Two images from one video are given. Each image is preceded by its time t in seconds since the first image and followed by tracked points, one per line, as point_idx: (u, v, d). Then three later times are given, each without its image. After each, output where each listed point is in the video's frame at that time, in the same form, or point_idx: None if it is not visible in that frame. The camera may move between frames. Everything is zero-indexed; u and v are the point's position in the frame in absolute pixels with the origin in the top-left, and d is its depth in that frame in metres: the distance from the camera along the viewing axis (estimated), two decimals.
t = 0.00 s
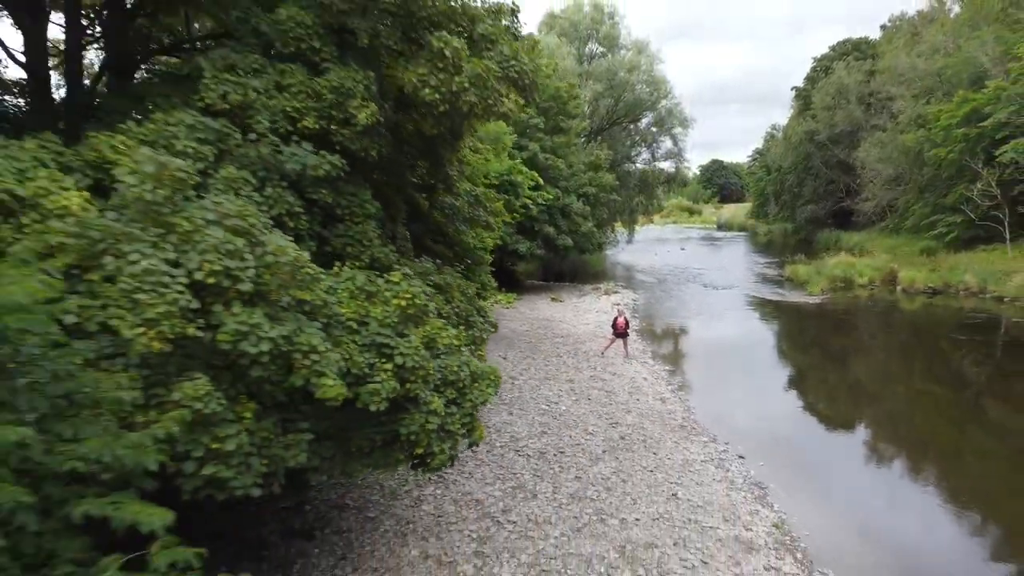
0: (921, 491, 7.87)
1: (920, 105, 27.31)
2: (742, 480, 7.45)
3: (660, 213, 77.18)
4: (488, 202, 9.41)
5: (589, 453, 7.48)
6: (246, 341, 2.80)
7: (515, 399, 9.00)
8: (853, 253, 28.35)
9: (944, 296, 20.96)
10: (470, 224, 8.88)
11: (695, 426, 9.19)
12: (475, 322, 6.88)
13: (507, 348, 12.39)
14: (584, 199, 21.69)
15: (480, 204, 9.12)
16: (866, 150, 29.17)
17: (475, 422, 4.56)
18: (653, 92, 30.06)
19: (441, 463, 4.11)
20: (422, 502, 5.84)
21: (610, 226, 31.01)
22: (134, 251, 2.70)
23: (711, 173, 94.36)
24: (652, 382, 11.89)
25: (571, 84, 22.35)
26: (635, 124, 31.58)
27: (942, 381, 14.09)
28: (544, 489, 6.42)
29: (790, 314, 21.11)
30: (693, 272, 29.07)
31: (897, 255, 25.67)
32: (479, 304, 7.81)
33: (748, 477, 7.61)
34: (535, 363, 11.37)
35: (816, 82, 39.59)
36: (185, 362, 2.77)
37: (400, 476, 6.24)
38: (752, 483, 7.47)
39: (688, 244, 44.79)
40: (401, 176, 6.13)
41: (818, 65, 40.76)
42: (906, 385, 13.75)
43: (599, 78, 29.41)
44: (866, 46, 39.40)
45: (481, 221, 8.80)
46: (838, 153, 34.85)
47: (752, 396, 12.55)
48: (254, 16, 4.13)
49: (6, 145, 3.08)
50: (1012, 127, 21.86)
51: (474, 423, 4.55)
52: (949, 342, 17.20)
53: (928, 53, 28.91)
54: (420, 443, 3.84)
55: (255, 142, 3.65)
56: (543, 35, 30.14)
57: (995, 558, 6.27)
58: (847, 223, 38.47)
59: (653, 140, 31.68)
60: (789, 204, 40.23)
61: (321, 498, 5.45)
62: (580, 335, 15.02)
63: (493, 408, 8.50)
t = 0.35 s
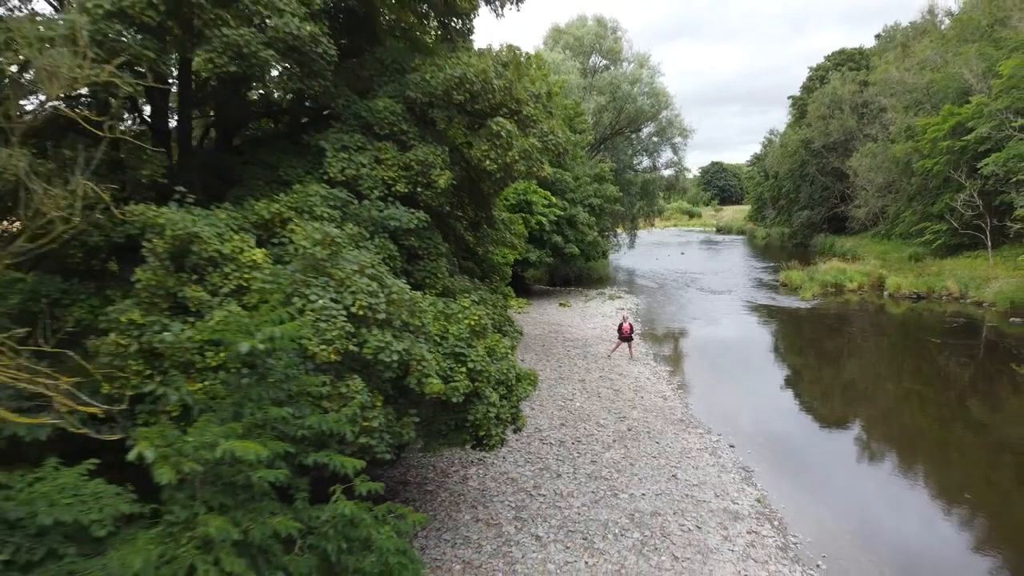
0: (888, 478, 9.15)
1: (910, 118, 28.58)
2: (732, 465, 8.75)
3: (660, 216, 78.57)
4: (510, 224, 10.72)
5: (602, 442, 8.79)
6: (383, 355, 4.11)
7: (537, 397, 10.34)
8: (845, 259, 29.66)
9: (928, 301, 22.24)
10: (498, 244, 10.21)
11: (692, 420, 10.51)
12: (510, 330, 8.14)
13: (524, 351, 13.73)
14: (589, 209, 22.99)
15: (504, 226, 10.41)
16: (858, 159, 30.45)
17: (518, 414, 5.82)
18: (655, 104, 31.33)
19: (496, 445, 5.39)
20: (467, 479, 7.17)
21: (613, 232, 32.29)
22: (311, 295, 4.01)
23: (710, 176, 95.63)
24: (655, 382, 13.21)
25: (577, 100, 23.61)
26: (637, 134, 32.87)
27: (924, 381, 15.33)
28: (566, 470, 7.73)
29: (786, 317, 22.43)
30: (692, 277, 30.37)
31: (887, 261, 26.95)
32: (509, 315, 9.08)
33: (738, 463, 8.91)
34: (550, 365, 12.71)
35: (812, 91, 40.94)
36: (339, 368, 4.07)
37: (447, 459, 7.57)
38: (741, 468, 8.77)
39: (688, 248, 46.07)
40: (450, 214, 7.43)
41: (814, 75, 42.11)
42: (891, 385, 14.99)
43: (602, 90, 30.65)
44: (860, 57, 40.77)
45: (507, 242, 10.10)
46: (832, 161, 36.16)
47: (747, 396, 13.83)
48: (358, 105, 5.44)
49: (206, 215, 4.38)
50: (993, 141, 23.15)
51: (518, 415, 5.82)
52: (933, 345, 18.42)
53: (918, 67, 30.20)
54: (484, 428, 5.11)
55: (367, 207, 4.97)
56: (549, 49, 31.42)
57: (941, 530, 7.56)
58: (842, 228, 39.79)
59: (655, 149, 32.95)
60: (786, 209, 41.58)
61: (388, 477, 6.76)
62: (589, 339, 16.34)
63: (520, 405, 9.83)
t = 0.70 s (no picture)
0: (860, 468, 10.52)
1: (899, 130, 29.91)
2: (724, 454, 10.12)
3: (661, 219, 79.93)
4: (529, 242, 12.04)
5: (611, 434, 10.14)
6: (455, 363, 5.46)
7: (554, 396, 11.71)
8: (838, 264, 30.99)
9: (914, 306, 23.60)
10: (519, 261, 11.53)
11: (691, 416, 11.87)
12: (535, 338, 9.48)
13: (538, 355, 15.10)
14: (594, 219, 24.30)
15: (524, 244, 11.74)
16: (851, 169, 31.76)
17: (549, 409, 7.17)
18: (656, 115, 32.61)
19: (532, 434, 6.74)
20: (500, 465, 8.52)
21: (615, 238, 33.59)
22: (403, 319, 5.38)
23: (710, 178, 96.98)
24: (657, 382, 14.56)
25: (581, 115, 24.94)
26: (638, 144, 34.18)
27: (905, 381, 16.70)
28: (581, 457, 9.09)
29: (782, 321, 23.76)
30: (692, 281, 31.69)
31: (877, 266, 28.26)
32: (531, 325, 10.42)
33: (731, 453, 10.27)
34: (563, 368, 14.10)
35: (808, 100, 42.31)
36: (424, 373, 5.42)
37: (481, 448, 8.93)
38: (733, 457, 10.13)
39: (687, 252, 47.36)
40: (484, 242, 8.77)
41: (810, 85, 43.47)
42: (876, 385, 16.36)
43: (605, 103, 31.96)
44: (854, 68, 42.15)
45: (526, 259, 11.41)
46: (827, 169, 37.48)
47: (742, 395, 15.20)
48: (422, 161, 6.78)
49: (316, 256, 5.73)
50: (976, 154, 24.46)
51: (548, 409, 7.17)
52: (915, 347, 19.77)
53: (908, 81, 31.52)
54: (524, 421, 6.45)
55: (433, 246, 6.32)
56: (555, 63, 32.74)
57: (900, 509, 8.93)
58: (836, 234, 41.13)
59: (656, 158, 34.26)
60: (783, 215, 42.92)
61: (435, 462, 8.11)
62: (595, 343, 17.71)
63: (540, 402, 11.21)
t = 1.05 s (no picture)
0: (841, 462, 11.92)
1: (889, 142, 31.31)
2: (719, 446, 11.53)
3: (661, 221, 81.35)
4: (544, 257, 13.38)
5: (619, 428, 11.56)
6: (501, 367, 6.84)
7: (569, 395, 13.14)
8: (832, 270, 32.37)
9: (901, 311, 24.99)
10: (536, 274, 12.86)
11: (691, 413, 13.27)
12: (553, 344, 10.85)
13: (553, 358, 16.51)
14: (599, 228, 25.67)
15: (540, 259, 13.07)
16: (844, 178, 33.11)
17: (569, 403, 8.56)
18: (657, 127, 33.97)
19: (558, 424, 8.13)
20: (525, 453, 9.93)
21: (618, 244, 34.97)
22: (460, 334, 6.75)
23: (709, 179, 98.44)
24: (659, 383, 15.97)
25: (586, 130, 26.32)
26: (640, 154, 35.56)
27: (888, 381, 18.14)
28: (594, 447, 10.48)
29: (779, 324, 25.14)
30: (691, 286, 33.07)
31: (868, 272, 29.63)
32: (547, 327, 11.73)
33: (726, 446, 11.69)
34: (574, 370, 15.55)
35: (804, 110, 43.75)
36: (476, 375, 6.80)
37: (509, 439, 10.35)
38: (728, 450, 11.54)
39: (687, 256, 48.76)
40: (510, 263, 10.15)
41: (806, 94, 44.91)
42: (867, 386, 17.71)
43: (608, 114, 33.34)
44: (848, 78, 43.59)
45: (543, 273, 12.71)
46: (822, 177, 38.85)
47: (738, 395, 16.60)
48: (466, 200, 8.16)
49: (387, 281, 7.11)
50: (959, 167, 25.83)
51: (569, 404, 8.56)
52: (901, 349, 21.19)
53: (898, 93, 32.89)
54: (553, 415, 7.82)
55: (478, 272, 7.71)
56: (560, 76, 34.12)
57: (871, 495, 10.33)
58: (831, 238, 42.54)
59: (657, 167, 35.63)
60: (780, 220, 44.35)
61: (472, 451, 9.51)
62: (602, 346, 19.13)
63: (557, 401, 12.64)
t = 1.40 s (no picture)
0: (825, 457, 13.32)
1: (880, 152, 32.73)
2: (715, 440, 12.92)
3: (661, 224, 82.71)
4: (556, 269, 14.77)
5: (627, 423, 12.97)
6: (532, 371, 8.23)
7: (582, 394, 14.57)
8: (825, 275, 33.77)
9: (889, 314, 26.40)
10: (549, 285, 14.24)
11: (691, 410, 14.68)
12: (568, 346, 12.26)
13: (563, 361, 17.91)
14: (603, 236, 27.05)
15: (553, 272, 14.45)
16: (837, 186, 34.49)
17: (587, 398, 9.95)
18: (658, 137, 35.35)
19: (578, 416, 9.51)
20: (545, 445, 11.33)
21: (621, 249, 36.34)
22: (499, 343, 8.13)
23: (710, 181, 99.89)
24: (662, 383, 17.37)
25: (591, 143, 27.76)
26: (642, 162, 36.92)
27: (874, 380, 19.54)
28: (604, 439, 11.90)
29: (775, 328, 26.52)
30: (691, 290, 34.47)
31: (860, 277, 31.04)
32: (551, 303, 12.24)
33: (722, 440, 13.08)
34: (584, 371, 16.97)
35: (801, 118, 45.14)
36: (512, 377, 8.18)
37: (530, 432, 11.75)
38: (724, 444, 12.94)
39: (687, 259, 50.16)
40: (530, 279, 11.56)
41: (802, 103, 46.33)
42: (857, 386, 19.11)
43: (611, 125, 34.79)
44: (843, 88, 45.00)
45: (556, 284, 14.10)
46: (817, 184, 40.24)
47: (735, 395, 17.99)
48: (497, 227, 9.59)
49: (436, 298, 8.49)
50: (945, 178, 27.23)
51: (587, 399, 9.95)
52: (888, 351, 22.57)
53: (889, 105, 34.29)
54: (574, 410, 9.20)
55: (509, 289, 9.10)
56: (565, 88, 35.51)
57: (848, 484, 11.76)
58: (826, 243, 43.94)
59: (657, 175, 36.99)
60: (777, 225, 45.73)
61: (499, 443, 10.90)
62: (608, 348, 20.54)
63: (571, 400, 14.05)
